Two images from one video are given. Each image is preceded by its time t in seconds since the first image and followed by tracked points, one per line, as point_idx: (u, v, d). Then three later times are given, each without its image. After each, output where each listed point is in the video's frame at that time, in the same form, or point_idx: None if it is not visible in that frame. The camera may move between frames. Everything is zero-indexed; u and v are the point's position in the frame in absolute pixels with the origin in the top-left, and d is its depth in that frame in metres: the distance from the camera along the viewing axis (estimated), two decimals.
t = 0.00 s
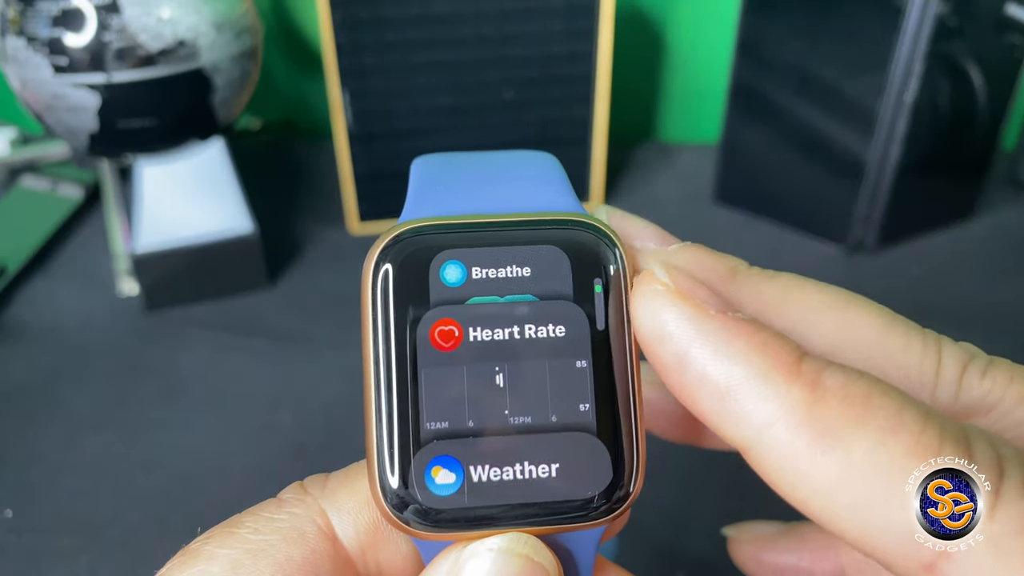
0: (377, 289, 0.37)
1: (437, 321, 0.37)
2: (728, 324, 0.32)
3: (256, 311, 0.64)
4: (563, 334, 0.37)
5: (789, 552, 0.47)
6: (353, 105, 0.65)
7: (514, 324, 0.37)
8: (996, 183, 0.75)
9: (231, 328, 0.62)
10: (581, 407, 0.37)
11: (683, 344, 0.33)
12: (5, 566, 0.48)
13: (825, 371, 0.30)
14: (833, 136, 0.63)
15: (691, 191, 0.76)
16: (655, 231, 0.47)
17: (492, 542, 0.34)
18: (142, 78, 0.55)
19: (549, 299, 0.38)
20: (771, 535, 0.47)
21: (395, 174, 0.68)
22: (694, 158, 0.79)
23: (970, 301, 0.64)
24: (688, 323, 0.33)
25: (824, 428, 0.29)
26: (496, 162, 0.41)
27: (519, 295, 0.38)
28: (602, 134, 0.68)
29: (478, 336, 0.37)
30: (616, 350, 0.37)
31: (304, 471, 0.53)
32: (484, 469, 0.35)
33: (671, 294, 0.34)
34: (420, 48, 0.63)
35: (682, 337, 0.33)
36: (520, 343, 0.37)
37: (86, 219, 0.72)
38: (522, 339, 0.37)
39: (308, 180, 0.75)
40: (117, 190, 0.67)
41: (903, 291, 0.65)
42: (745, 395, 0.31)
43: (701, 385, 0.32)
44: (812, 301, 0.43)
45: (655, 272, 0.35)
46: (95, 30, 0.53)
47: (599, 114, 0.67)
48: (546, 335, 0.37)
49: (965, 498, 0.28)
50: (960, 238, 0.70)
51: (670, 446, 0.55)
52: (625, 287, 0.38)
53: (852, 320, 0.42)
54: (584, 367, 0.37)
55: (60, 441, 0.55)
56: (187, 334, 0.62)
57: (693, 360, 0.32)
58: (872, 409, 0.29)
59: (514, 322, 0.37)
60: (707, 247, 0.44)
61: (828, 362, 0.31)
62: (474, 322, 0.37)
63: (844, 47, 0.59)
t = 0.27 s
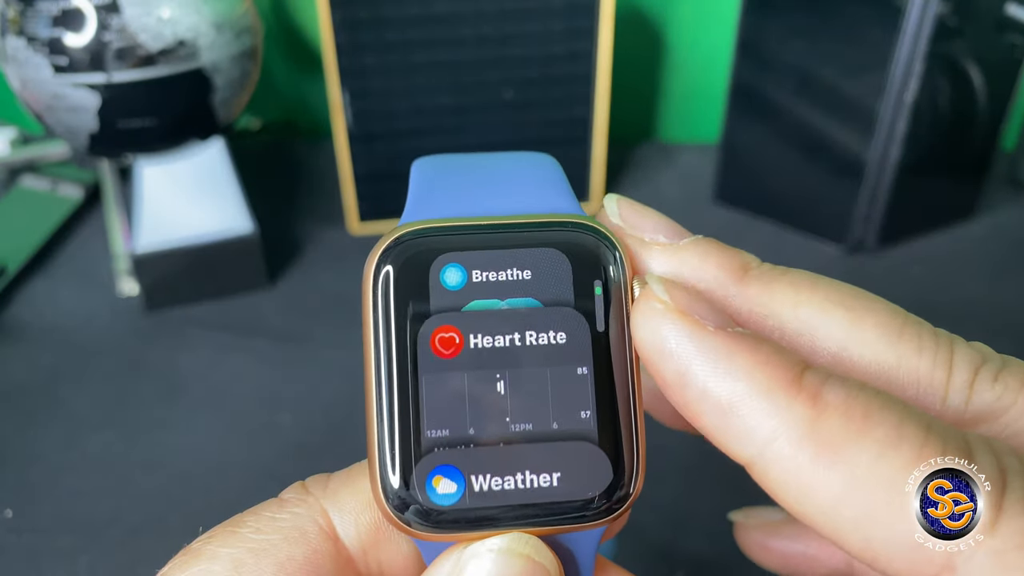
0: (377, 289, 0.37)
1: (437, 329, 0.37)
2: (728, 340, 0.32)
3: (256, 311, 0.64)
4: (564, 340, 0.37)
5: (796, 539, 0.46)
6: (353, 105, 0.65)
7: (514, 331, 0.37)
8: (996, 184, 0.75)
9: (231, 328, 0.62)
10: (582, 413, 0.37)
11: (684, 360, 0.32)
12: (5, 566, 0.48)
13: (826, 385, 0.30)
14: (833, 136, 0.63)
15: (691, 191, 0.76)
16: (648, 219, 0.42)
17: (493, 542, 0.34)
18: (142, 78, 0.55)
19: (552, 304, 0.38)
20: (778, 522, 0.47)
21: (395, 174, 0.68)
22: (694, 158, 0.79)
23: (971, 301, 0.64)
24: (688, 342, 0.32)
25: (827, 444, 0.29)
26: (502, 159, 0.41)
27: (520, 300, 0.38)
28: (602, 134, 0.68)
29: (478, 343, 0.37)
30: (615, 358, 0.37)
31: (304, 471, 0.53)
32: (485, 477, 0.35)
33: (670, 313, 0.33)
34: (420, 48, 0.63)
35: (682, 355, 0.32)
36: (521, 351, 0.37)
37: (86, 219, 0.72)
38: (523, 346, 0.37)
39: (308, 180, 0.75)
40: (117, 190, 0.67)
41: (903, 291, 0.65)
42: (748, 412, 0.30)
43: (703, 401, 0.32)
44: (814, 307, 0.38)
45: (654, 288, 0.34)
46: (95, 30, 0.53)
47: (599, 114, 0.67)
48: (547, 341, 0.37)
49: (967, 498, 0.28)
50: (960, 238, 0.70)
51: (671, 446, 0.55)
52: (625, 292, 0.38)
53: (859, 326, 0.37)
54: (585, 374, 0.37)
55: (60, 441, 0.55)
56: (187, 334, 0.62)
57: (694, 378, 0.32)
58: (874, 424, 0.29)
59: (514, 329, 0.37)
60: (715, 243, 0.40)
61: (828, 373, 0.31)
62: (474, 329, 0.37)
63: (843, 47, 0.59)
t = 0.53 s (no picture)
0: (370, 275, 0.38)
1: (424, 316, 0.38)
2: (740, 390, 0.34)
3: (256, 311, 0.64)
4: (547, 341, 0.37)
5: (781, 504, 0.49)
6: (353, 105, 0.65)
7: (500, 327, 0.37)
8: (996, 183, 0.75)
9: (230, 328, 0.62)
10: (555, 416, 0.36)
11: (697, 410, 0.35)
12: (5, 566, 0.48)
13: (835, 427, 0.32)
14: (833, 136, 0.63)
15: (691, 191, 0.76)
16: (656, 223, 0.40)
17: (461, 529, 0.35)
18: (142, 78, 0.55)
19: (541, 305, 0.37)
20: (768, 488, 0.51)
21: (395, 174, 0.68)
22: (694, 158, 0.79)
23: (971, 301, 0.64)
24: (703, 390, 0.35)
25: (839, 484, 0.31)
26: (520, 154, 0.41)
27: (510, 297, 0.38)
28: (602, 134, 0.69)
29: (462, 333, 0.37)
30: (603, 372, 0.37)
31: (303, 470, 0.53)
32: (451, 464, 0.36)
33: (681, 365, 0.36)
34: (419, 48, 0.63)
35: (695, 405, 0.35)
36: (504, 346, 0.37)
37: (86, 219, 0.72)
38: (506, 342, 0.37)
39: (308, 180, 0.75)
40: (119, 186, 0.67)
41: (903, 291, 0.65)
42: (760, 456, 0.33)
43: (718, 447, 0.34)
44: (831, 330, 0.36)
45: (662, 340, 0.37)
46: (95, 30, 0.53)
47: (599, 114, 0.67)
48: (531, 340, 0.37)
49: (966, 498, 0.29)
50: (960, 238, 0.70)
51: (670, 446, 0.55)
52: (614, 304, 0.37)
53: (885, 352, 0.34)
54: (563, 378, 0.37)
55: (60, 441, 0.55)
56: (187, 333, 0.62)
57: (714, 427, 0.34)
58: (882, 460, 0.31)
59: (500, 326, 0.37)
60: (733, 257, 0.39)
61: (838, 413, 0.33)
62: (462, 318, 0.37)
63: (844, 47, 0.59)
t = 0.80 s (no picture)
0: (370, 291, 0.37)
1: (420, 319, 0.37)
2: (737, 421, 0.31)
3: (256, 311, 0.64)
4: (541, 333, 0.37)
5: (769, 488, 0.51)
6: (353, 105, 0.65)
7: (494, 323, 0.37)
8: (996, 183, 0.75)
9: (231, 328, 0.62)
10: (555, 403, 0.37)
11: (697, 445, 0.31)
12: (5, 566, 0.48)
13: (837, 452, 0.29)
14: (833, 137, 0.63)
15: (691, 190, 0.76)
16: (640, 244, 0.35)
17: (467, 529, 0.34)
18: (142, 78, 0.55)
19: (534, 300, 0.38)
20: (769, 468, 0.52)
21: (395, 174, 0.68)
22: (694, 158, 0.79)
23: (970, 301, 0.64)
24: (696, 424, 0.31)
25: (846, 517, 0.28)
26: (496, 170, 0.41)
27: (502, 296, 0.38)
28: (602, 134, 0.69)
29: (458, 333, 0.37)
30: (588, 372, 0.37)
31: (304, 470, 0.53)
32: (460, 458, 0.35)
33: (673, 399, 0.32)
34: (419, 47, 0.63)
35: (693, 441, 0.31)
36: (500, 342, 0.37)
37: (86, 219, 0.72)
38: (503, 336, 0.37)
39: (308, 180, 0.75)
40: (117, 189, 0.67)
41: (902, 292, 0.65)
42: (764, 490, 0.29)
43: (719, 485, 0.31)
44: (826, 353, 0.31)
45: (654, 373, 0.33)
46: (95, 30, 0.53)
47: (599, 114, 0.68)
48: (526, 333, 0.37)
49: (966, 498, 0.28)
50: (960, 238, 0.70)
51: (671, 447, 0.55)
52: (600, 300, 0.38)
53: (886, 373, 0.30)
54: (559, 367, 0.37)
55: (60, 440, 0.55)
56: (187, 333, 0.62)
57: (710, 461, 0.31)
58: (892, 485, 0.28)
59: (494, 322, 0.37)
60: (725, 279, 0.34)
61: (840, 439, 0.30)
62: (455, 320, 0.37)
63: (844, 47, 0.59)
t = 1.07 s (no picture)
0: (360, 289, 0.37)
1: (410, 330, 0.36)
2: (742, 457, 0.28)
3: (256, 311, 0.64)
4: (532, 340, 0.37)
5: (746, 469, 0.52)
6: (353, 105, 0.65)
7: (485, 331, 0.37)
8: (996, 184, 0.75)
9: (231, 328, 0.62)
10: (549, 409, 0.36)
11: (706, 485, 0.29)
12: (5, 566, 0.48)
13: (848, 477, 0.27)
14: (833, 137, 0.64)
15: (691, 190, 0.76)
16: (629, 292, 0.33)
17: (461, 526, 0.34)
18: (142, 78, 0.55)
19: (525, 304, 0.38)
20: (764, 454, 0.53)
21: (395, 174, 0.68)
22: (694, 158, 0.79)
23: (970, 301, 0.64)
24: (705, 466, 0.29)
25: (862, 543, 0.26)
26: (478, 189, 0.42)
27: (494, 301, 0.38)
28: (602, 134, 0.69)
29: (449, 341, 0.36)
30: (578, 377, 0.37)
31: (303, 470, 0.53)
32: (457, 470, 0.35)
33: (681, 440, 0.30)
34: (419, 48, 0.63)
35: (704, 483, 0.29)
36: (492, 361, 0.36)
37: (86, 219, 0.72)
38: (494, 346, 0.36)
39: (308, 180, 0.75)
40: (117, 189, 0.67)
41: (902, 291, 0.65)
42: (781, 524, 0.27)
43: (733, 527, 0.28)
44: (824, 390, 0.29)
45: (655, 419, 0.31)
46: (95, 30, 0.53)
47: (599, 114, 0.68)
48: (518, 341, 0.37)
49: (965, 498, 0.27)
50: (960, 239, 0.70)
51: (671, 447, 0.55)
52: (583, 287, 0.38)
53: (888, 401, 0.28)
54: (551, 374, 0.37)
55: (60, 440, 0.55)
56: (187, 333, 0.62)
57: (720, 501, 0.28)
58: (902, 510, 0.26)
59: (486, 330, 0.37)
60: (712, 320, 0.32)
61: (850, 464, 0.28)
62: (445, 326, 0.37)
63: (844, 47, 0.59)
